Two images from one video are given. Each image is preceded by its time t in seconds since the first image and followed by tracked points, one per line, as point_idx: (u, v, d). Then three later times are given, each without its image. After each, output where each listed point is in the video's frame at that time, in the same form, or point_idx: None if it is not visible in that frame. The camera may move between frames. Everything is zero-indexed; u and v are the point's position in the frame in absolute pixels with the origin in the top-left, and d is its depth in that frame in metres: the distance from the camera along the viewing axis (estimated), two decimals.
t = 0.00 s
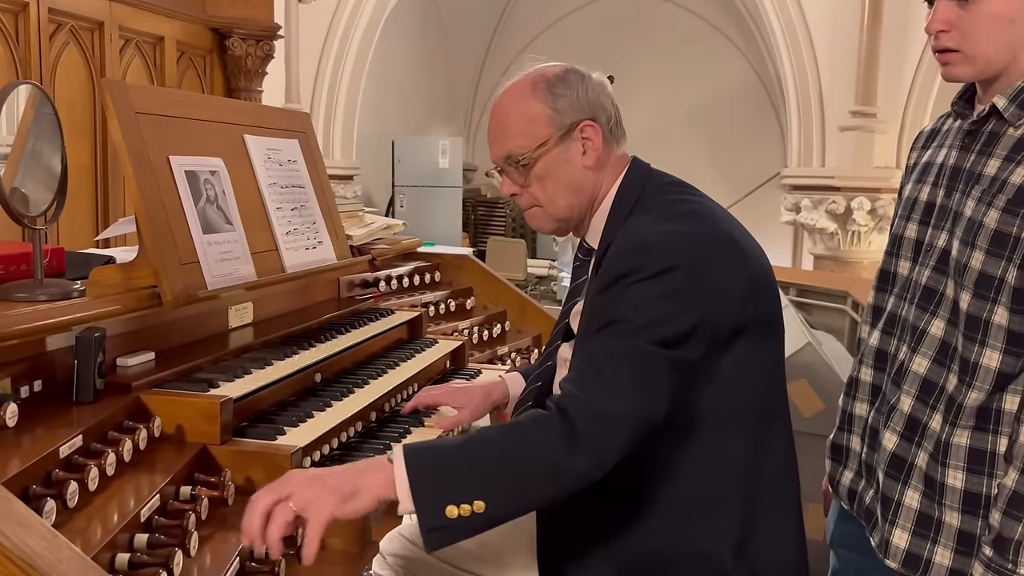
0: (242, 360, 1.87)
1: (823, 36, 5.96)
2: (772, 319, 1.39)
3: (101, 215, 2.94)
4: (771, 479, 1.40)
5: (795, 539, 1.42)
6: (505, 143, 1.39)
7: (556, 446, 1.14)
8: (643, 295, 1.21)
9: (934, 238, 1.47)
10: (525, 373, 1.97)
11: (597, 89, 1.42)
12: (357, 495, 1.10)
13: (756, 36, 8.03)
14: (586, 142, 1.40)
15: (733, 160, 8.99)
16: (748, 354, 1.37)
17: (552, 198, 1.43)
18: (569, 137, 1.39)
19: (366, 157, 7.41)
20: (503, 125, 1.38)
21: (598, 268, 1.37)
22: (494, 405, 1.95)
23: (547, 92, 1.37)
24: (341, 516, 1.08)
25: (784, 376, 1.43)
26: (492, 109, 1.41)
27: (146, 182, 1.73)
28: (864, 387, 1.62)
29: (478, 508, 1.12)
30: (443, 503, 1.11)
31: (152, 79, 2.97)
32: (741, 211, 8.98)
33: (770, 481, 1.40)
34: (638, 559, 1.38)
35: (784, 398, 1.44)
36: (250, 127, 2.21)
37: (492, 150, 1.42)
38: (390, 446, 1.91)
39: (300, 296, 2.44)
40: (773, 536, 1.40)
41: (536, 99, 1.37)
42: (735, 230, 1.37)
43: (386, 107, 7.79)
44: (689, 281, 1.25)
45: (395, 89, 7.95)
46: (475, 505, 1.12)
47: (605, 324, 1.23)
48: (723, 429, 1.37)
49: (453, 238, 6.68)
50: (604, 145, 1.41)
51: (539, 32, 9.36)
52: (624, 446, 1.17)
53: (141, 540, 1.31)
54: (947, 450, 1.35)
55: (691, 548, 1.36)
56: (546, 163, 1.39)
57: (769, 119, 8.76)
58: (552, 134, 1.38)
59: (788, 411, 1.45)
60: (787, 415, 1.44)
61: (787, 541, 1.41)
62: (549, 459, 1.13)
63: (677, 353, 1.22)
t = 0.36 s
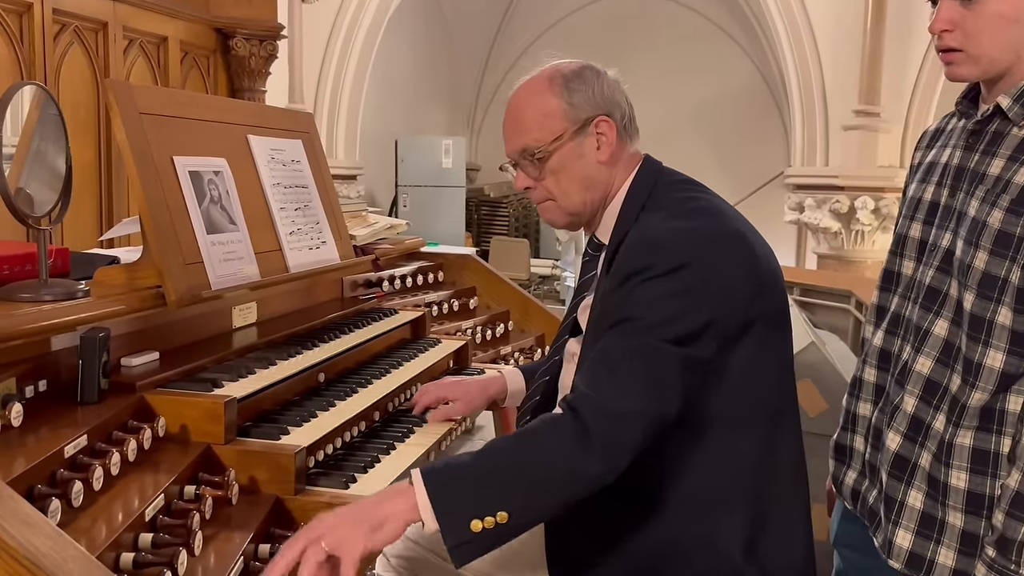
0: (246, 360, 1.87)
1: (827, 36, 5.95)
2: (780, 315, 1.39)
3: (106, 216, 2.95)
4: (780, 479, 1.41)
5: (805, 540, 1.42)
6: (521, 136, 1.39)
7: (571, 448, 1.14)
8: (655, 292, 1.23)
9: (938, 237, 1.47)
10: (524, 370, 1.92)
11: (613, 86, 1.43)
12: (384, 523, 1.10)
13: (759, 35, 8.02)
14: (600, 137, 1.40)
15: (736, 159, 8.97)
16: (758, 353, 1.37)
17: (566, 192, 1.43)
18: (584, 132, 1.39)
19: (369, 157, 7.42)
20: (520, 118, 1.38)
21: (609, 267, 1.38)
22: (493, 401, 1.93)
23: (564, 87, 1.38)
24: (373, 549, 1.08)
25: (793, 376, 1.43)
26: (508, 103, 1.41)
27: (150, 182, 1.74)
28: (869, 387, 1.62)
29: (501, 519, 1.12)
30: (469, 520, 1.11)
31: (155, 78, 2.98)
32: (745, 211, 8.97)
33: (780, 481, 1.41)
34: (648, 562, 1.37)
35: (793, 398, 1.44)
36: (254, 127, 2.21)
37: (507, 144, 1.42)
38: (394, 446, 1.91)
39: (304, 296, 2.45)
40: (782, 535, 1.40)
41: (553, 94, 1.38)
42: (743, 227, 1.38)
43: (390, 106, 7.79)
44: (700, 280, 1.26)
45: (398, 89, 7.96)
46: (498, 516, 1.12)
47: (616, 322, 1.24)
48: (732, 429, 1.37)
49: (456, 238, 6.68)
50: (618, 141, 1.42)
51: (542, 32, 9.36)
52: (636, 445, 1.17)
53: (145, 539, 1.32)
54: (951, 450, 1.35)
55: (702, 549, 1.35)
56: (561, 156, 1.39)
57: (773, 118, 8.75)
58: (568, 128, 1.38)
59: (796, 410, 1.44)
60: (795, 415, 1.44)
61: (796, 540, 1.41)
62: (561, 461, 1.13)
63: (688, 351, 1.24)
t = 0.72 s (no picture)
0: (246, 360, 1.87)
1: (828, 35, 5.94)
2: (782, 314, 1.39)
3: (106, 216, 2.95)
4: (776, 477, 1.40)
5: (797, 538, 1.41)
6: (527, 133, 1.39)
7: (556, 424, 1.17)
8: (652, 280, 1.24)
9: (941, 237, 1.47)
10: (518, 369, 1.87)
11: (620, 83, 1.43)
12: (365, 510, 1.10)
13: (760, 35, 8.02)
14: (606, 134, 1.40)
15: (737, 160, 8.96)
16: (756, 349, 1.37)
17: (571, 189, 1.43)
18: (588, 129, 1.39)
19: (370, 158, 7.42)
20: (525, 114, 1.38)
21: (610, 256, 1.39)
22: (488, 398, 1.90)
23: (570, 85, 1.38)
24: (360, 536, 1.08)
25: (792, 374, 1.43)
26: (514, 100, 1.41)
27: (151, 182, 1.73)
28: (871, 387, 1.62)
29: (486, 494, 1.14)
30: (454, 498, 1.13)
31: (156, 78, 2.98)
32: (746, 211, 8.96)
33: (775, 478, 1.40)
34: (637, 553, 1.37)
35: (793, 397, 1.43)
36: (255, 128, 2.21)
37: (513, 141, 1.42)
38: (394, 446, 1.91)
39: (304, 296, 2.45)
40: (776, 533, 1.39)
41: (559, 91, 1.38)
42: (747, 225, 1.38)
43: (391, 107, 7.79)
44: (697, 270, 1.27)
45: (399, 89, 7.96)
46: (483, 491, 1.14)
47: (611, 307, 1.25)
48: (726, 423, 1.37)
49: (457, 238, 6.68)
50: (623, 139, 1.41)
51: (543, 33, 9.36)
52: (621, 425, 1.19)
53: (145, 540, 1.31)
54: (954, 451, 1.34)
55: (689, 542, 1.35)
56: (566, 153, 1.39)
57: (774, 118, 8.74)
58: (573, 125, 1.38)
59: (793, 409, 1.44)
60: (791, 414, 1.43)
61: (789, 538, 1.40)
62: (546, 437, 1.16)
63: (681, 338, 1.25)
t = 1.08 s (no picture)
0: (245, 362, 1.86)
1: (828, 36, 5.94)
2: (783, 318, 1.39)
3: (105, 218, 2.94)
4: (771, 480, 1.39)
5: (793, 542, 1.41)
6: (512, 143, 1.45)
7: (539, 438, 1.16)
8: (644, 290, 1.25)
9: (941, 237, 1.46)
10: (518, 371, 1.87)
11: (604, 87, 1.42)
12: (353, 516, 1.12)
13: (760, 35, 8.02)
14: (586, 143, 1.41)
15: (737, 160, 8.96)
16: (750, 355, 1.36)
17: (557, 196, 1.47)
18: (568, 139, 1.41)
19: (370, 159, 7.41)
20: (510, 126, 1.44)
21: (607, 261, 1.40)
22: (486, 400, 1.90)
23: (549, 97, 1.40)
24: (350, 540, 1.11)
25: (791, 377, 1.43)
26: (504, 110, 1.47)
27: (149, 183, 1.73)
28: (871, 389, 1.61)
29: (465, 507, 1.14)
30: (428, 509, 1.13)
31: (155, 79, 2.98)
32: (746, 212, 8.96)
33: (771, 483, 1.39)
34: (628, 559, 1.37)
35: (791, 400, 1.43)
36: (253, 129, 2.20)
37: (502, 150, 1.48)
38: (393, 447, 1.91)
39: (304, 297, 2.44)
40: (769, 538, 1.39)
41: (539, 102, 1.41)
42: (745, 230, 1.38)
43: (390, 108, 7.79)
44: (689, 279, 1.27)
45: (399, 90, 7.96)
46: (462, 504, 1.14)
47: (602, 316, 1.26)
48: (718, 429, 1.37)
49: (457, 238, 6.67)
50: (606, 146, 1.42)
51: (542, 33, 9.36)
52: (604, 436, 1.19)
53: (143, 542, 1.31)
54: (956, 453, 1.34)
55: (680, 548, 1.34)
56: (546, 163, 1.43)
57: (774, 119, 8.74)
58: (551, 136, 1.41)
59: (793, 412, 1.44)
60: (791, 416, 1.43)
61: (784, 542, 1.40)
62: (529, 449, 1.15)
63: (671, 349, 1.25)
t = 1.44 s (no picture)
0: (244, 363, 1.86)
1: (826, 37, 5.95)
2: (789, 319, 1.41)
3: (104, 219, 2.94)
4: (778, 482, 1.43)
5: (802, 544, 1.44)
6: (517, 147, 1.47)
7: (557, 454, 1.25)
8: (661, 309, 1.27)
9: (939, 239, 1.46)
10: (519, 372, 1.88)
11: (605, 90, 1.43)
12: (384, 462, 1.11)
13: (759, 36, 8.03)
14: (587, 145, 1.42)
15: (737, 161, 8.96)
16: (762, 364, 1.38)
17: (561, 199, 1.49)
18: (568, 142, 1.43)
19: (370, 160, 7.42)
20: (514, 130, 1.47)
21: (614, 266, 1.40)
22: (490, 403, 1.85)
23: (549, 100, 1.42)
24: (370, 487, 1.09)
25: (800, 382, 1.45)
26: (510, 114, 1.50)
27: (148, 185, 1.73)
28: (869, 391, 1.61)
29: (479, 481, 1.27)
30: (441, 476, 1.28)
31: (154, 81, 2.98)
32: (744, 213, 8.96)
33: (779, 486, 1.43)
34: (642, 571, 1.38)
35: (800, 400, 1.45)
36: (252, 130, 2.20)
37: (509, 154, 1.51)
38: (392, 448, 1.91)
39: (302, 298, 2.44)
40: (779, 543, 1.43)
41: (540, 106, 1.43)
42: (750, 233, 1.39)
43: (390, 109, 7.79)
44: (704, 294, 1.30)
45: (398, 91, 7.96)
46: (477, 477, 1.27)
47: (619, 334, 1.28)
48: (730, 437, 1.39)
49: (456, 239, 6.67)
50: (607, 148, 1.43)
51: (541, 35, 9.38)
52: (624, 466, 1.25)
53: (142, 543, 1.31)
54: (955, 456, 1.34)
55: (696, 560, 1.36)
56: (549, 165, 1.45)
57: (773, 120, 8.75)
58: (552, 138, 1.43)
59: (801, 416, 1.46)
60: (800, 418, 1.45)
61: (791, 542, 1.43)
62: (547, 458, 1.25)
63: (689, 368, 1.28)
